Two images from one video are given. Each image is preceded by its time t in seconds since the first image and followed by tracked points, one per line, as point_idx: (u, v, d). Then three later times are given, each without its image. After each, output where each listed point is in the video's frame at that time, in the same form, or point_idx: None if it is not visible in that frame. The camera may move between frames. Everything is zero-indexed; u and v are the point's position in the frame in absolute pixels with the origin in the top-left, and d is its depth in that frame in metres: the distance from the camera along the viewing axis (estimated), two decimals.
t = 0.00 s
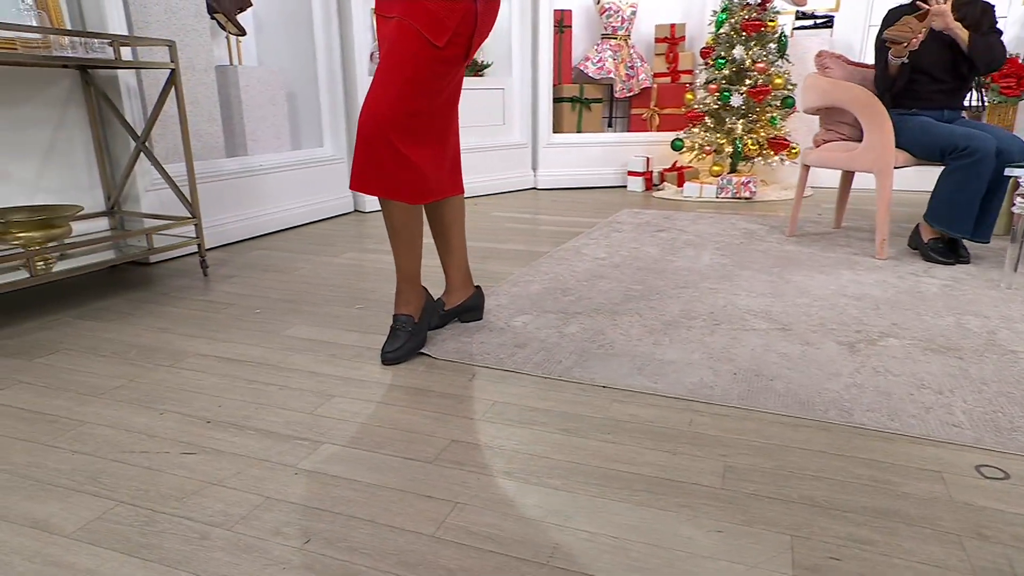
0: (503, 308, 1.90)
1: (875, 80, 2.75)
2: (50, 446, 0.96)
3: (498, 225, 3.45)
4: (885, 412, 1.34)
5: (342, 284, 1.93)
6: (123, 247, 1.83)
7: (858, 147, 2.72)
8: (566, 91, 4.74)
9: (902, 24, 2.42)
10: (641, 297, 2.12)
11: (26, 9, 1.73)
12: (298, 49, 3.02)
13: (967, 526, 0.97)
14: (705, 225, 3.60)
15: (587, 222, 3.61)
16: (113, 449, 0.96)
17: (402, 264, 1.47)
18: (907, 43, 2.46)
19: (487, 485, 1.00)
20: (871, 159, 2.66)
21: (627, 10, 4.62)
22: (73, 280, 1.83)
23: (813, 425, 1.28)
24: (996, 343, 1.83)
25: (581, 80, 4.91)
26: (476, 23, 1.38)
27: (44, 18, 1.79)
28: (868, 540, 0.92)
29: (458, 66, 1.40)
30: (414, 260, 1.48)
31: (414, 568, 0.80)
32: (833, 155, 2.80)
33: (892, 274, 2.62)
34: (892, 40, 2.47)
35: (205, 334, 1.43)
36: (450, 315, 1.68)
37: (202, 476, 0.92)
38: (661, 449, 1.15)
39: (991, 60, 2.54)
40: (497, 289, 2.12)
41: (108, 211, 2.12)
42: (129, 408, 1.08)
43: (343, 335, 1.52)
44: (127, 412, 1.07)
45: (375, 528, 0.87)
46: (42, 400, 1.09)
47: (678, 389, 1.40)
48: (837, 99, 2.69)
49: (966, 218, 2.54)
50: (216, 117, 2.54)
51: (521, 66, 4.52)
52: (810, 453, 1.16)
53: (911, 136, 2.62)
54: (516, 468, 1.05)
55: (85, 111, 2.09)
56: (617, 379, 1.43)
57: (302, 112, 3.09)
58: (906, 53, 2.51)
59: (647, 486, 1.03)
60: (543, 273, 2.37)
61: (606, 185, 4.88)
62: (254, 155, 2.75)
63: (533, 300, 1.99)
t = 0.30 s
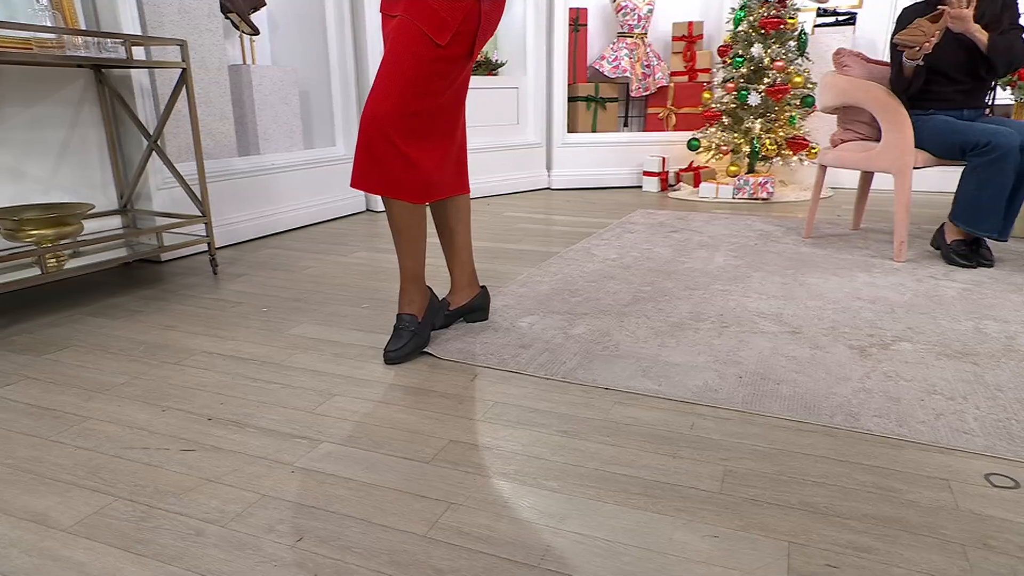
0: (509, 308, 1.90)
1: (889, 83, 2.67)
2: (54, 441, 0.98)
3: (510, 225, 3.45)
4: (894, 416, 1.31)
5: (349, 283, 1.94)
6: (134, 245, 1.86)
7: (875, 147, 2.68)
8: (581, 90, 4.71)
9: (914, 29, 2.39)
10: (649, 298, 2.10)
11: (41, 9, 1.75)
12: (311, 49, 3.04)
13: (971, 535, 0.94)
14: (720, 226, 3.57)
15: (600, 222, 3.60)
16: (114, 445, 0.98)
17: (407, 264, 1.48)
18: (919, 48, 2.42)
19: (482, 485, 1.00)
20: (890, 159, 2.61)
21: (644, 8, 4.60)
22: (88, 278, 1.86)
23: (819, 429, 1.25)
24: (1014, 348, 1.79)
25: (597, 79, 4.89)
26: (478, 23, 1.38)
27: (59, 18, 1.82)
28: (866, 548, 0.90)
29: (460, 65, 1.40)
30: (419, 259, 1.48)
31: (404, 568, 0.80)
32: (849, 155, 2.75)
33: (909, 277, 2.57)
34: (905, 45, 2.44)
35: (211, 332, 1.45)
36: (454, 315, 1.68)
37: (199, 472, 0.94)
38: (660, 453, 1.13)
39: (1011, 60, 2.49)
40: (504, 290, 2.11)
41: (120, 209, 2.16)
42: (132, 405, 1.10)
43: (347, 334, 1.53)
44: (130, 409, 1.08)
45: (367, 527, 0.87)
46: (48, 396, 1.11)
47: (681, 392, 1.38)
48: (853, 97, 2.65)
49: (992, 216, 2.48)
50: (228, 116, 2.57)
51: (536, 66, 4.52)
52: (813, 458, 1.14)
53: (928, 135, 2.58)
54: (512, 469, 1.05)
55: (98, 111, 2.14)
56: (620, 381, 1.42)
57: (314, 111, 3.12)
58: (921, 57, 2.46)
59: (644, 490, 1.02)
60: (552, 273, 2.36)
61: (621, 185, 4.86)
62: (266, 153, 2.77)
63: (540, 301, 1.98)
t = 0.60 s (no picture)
0: (516, 308, 1.90)
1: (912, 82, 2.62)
2: (59, 435, 1.00)
3: (522, 225, 3.44)
4: (902, 420, 1.29)
5: (357, 281, 1.95)
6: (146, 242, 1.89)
7: (893, 147, 2.63)
8: (596, 89, 4.70)
9: (935, 27, 2.34)
10: (658, 300, 2.09)
11: (57, 9, 1.80)
12: (325, 49, 3.07)
13: (975, 544, 0.92)
14: (734, 227, 3.53)
15: (613, 223, 3.58)
16: (116, 440, 0.99)
17: (412, 263, 1.48)
18: (941, 45, 2.38)
19: (478, 485, 1.00)
20: (909, 159, 2.56)
21: (660, 6, 4.58)
22: (102, 275, 1.90)
23: (823, 432, 1.24)
24: None
25: (612, 78, 4.87)
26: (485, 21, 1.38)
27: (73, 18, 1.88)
28: (864, 554, 0.89)
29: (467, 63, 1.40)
30: (424, 258, 1.49)
31: (396, 565, 0.81)
32: (867, 155, 2.70)
33: (926, 279, 2.52)
34: (925, 44, 2.40)
35: (218, 329, 1.47)
36: (460, 314, 1.69)
37: (198, 468, 0.95)
38: (659, 455, 1.13)
39: None
40: (512, 290, 2.11)
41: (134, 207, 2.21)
42: (137, 400, 1.12)
43: (353, 333, 1.54)
44: (134, 404, 1.10)
45: (361, 524, 0.88)
46: (56, 391, 1.13)
47: (685, 394, 1.37)
48: (871, 97, 2.60)
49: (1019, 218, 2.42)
50: (241, 115, 2.60)
51: (551, 64, 4.51)
52: (815, 462, 1.12)
53: (950, 134, 2.53)
54: (509, 469, 1.05)
55: (113, 110, 2.19)
56: (623, 382, 1.41)
57: (327, 110, 3.14)
58: (943, 54, 2.44)
59: (640, 492, 1.01)
60: (561, 274, 2.35)
61: (636, 185, 4.83)
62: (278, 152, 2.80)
63: (547, 302, 1.98)
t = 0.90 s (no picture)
0: (524, 309, 1.90)
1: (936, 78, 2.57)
2: (67, 430, 1.02)
3: (535, 226, 3.44)
4: (912, 425, 1.27)
5: (368, 281, 1.97)
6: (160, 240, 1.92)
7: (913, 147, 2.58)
8: (613, 89, 4.68)
9: (959, 26, 2.29)
10: (668, 301, 2.07)
11: (76, 10, 1.84)
12: (339, 50, 3.10)
13: (981, 553, 0.90)
14: (750, 229, 3.49)
15: (627, 223, 3.57)
16: (123, 435, 1.01)
17: (420, 264, 1.49)
18: (964, 44, 2.33)
19: (476, 485, 1.00)
20: (929, 159, 2.51)
21: (678, 5, 4.55)
22: (118, 273, 1.94)
23: (830, 437, 1.22)
24: None
25: (629, 77, 4.85)
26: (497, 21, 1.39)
27: (92, 19, 1.94)
28: (865, 562, 0.88)
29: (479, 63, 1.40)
30: (432, 259, 1.50)
31: (390, 564, 0.81)
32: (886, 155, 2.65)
33: (945, 283, 2.47)
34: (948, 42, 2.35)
35: (228, 327, 1.49)
36: (468, 314, 1.69)
37: (200, 464, 0.96)
38: (661, 457, 1.12)
39: None
40: (522, 290, 2.11)
41: (148, 206, 2.26)
42: (145, 397, 1.14)
43: (360, 332, 1.56)
44: (142, 400, 1.12)
45: (358, 522, 0.88)
46: (67, 386, 1.16)
47: (690, 396, 1.36)
48: (891, 96, 2.56)
49: None
50: (255, 115, 2.63)
51: (567, 64, 4.50)
52: (819, 467, 1.11)
53: (971, 132, 2.48)
54: (509, 470, 1.05)
55: (129, 110, 2.23)
56: (628, 384, 1.41)
57: (342, 110, 3.17)
58: (968, 53, 2.38)
59: (639, 495, 1.01)
60: (572, 274, 2.35)
61: (652, 186, 4.79)
62: (292, 152, 2.83)
63: (556, 303, 1.97)
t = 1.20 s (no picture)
0: (534, 310, 1.90)
1: (960, 78, 2.52)
2: (77, 426, 1.04)
3: (550, 227, 3.43)
4: (925, 431, 1.24)
5: (379, 281, 1.98)
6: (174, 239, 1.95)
7: (936, 147, 2.51)
8: (630, 89, 4.65)
9: (982, 29, 2.25)
10: (679, 304, 2.06)
11: (94, 12, 1.89)
12: (355, 51, 3.12)
13: (989, 564, 0.88)
14: (767, 230, 3.45)
15: (642, 225, 3.54)
16: (131, 431, 1.03)
17: (434, 264, 1.50)
18: (990, 47, 2.30)
19: (478, 486, 1.00)
20: (953, 160, 2.44)
21: (698, 3, 4.51)
22: (135, 271, 1.97)
23: (839, 442, 1.20)
24: None
25: (647, 77, 4.82)
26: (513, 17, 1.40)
27: (110, 20, 1.99)
28: (869, 570, 0.86)
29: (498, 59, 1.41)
30: (447, 261, 1.50)
31: (388, 562, 0.82)
32: (908, 156, 2.59)
33: (967, 287, 2.42)
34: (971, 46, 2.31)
35: (239, 326, 1.51)
36: (477, 314, 1.70)
37: (206, 460, 0.98)
38: (665, 461, 1.11)
39: None
40: (533, 291, 2.11)
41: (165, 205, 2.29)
42: (155, 393, 1.16)
43: (369, 331, 1.57)
44: (151, 398, 1.14)
45: (358, 521, 0.89)
46: (80, 383, 1.19)
47: (697, 400, 1.35)
48: (913, 96, 2.51)
49: None
50: (270, 115, 2.66)
51: (584, 63, 4.48)
52: (827, 473, 1.09)
53: (996, 132, 2.41)
54: (511, 471, 1.05)
55: (146, 110, 2.28)
56: (635, 387, 1.40)
57: (357, 109, 3.19)
58: (994, 55, 2.35)
59: (641, 498, 1.00)
60: (584, 276, 2.34)
61: (670, 187, 4.75)
62: (307, 151, 2.85)
63: (566, 304, 1.97)
